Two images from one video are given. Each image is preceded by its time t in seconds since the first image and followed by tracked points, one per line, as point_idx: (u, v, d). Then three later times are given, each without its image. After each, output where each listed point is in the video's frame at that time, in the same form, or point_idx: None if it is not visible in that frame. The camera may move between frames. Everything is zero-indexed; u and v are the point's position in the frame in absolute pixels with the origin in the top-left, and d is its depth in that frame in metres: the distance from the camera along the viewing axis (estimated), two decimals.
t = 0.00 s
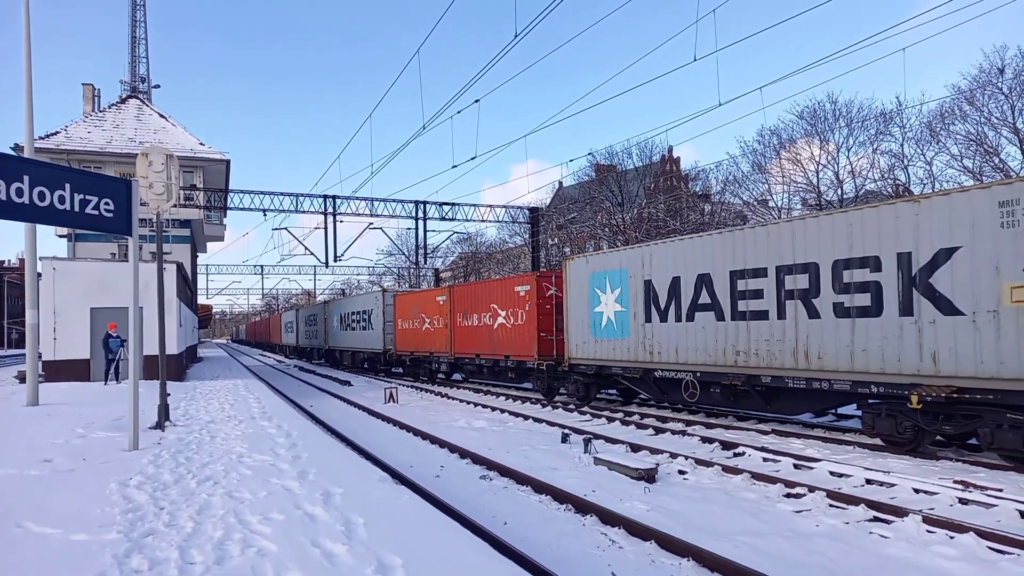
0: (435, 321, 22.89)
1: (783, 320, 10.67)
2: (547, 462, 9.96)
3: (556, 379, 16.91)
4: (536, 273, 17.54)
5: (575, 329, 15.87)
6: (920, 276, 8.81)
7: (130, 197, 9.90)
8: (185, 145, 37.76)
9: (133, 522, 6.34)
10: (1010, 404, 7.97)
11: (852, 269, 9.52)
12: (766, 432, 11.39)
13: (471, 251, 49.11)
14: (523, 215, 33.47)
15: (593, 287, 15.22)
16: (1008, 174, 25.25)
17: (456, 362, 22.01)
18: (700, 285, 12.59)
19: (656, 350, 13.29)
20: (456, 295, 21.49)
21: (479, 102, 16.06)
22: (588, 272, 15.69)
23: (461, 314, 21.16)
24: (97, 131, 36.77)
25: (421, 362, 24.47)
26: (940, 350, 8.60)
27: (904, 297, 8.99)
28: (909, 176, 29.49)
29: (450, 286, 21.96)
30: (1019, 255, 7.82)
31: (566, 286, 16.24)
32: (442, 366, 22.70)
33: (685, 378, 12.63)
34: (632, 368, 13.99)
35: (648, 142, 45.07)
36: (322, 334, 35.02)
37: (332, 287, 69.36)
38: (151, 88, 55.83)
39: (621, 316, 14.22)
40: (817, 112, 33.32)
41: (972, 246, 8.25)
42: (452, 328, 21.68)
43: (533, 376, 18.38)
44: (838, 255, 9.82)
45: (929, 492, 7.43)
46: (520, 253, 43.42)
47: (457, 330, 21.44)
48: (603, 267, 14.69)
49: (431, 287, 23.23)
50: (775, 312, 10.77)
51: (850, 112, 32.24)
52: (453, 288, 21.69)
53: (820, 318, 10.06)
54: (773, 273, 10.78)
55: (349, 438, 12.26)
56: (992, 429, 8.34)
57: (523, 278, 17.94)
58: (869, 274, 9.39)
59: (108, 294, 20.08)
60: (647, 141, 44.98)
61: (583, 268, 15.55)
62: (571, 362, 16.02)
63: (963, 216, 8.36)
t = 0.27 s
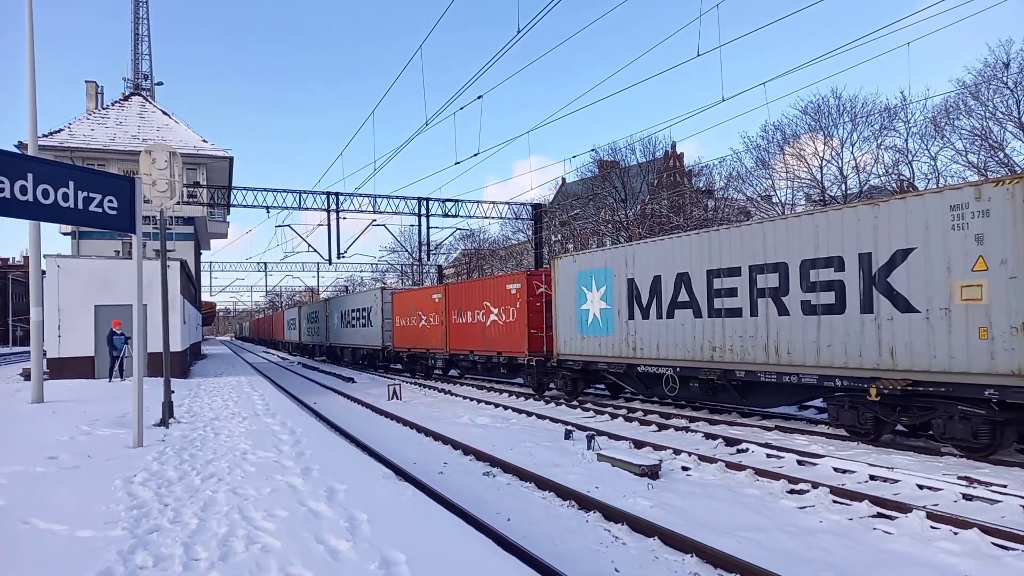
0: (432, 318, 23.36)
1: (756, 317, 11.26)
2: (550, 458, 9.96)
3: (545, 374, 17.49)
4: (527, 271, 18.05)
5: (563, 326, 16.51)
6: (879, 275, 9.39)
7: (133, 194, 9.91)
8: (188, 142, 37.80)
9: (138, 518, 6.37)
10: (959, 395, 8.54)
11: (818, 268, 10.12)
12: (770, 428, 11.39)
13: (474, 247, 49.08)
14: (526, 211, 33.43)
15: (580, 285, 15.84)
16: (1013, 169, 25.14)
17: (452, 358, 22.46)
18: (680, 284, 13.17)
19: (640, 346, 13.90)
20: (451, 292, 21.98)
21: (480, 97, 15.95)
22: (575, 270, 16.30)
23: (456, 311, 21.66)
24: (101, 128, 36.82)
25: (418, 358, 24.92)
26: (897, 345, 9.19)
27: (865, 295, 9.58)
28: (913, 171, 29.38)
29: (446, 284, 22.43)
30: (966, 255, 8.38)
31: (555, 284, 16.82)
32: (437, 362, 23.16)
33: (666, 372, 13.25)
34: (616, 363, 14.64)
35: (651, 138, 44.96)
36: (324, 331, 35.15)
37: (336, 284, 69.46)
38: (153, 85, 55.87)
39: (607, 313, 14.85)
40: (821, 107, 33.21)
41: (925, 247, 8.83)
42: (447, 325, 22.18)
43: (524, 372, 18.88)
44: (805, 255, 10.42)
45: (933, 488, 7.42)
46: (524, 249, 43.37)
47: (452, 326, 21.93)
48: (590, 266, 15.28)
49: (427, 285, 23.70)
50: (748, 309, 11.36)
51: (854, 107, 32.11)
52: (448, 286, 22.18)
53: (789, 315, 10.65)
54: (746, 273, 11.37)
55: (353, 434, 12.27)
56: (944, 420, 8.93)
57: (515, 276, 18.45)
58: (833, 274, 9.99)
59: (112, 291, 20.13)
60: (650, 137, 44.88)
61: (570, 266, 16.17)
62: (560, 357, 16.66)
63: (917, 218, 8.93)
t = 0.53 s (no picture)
0: (424, 321, 23.72)
1: (728, 320, 11.90)
2: (551, 460, 9.95)
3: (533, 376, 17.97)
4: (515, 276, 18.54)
5: (550, 329, 17.11)
6: (839, 281, 10.05)
7: (133, 197, 9.93)
8: (188, 145, 37.83)
9: (138, 521, 6.37)
10: (912, 392, 9.20)
11: (784, 274, 10.76)
12: (771, 430, 11.40)
13: (474, 250, 49.07)
14: (526, 214, 33.41)
15: (565, 290, 16.43)
16: (1012, 172, 25.16)
17: (444, 361, 22.82)
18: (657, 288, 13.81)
19: (621, 347, 14.54)
20: (443, 297, 22.37)
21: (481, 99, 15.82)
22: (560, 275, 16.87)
23: (448, 314, 22.06)
24: (101, 132, 36.86)
25: (411, 361, 25.22)
26: (856, 346, 9.84)
27: (827, 299, 10.23)
28: (913, 173, 29.38)
29: (437, 289, 22.80)
30: (917, 262, 9.05)
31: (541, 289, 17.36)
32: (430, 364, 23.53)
33: (646, 373, 13.89)
34: (599, 364, 15.29)
35: (651, 141, 44.98)
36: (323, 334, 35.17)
37: (336, 287, 69.44)
38: (154, 88, 55.96)
39: (591, 317, 15.47)
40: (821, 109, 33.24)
41: (880, 255, 9.49)
42: (439, 328, 22.56)
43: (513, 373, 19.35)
44: (772, 261, 11.08)
45: (933, 490, 7.41)
46: (524, 252, 43.35)
47: (444, 329, 22.33)
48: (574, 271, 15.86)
49: (419, 289, 24.03)
50: (721, 312, 12.00)
51: (853, 110, 32.14)
52: (440, 289, 22.55)
53: (758, 318, 11.31)
54: (718, 278, 12.01)
55: (354, 437, 12.27)
56: (899, 417, 9.58)
57: (503, 280, 18.94)
58: (798, 279, 10.63)
59: (113, 294, 20.14)
60: (650, 140, 44.90)
61: (555, 272, 16.75)
62: (547, 359, 17.23)
63: (873, 227, 9.60)
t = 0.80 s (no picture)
0: (415, 318, 23.87)
1: (703, 317, 12.27)
2: (549, 457, 9.95)
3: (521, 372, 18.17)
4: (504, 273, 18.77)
5: (535, 326, 17.41)
6: (805, 279, 10.43)
7: (130, 194, 9.90)
8: (185, 142, 37.73)
9: (135, 518, 6.36)
10: (873, 385, 9.58)
11: (755, 273, 11.14)
12: (769, 426, 11.40)
13: (472, 247, 49.03)
14: (525, 211, 33.38)
15: (549, 287, 16.72)
16: (1010, 168, 25.17)
17: (435, 357, 22.96)
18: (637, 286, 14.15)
19: (603, 344, 14.89)
20: (434, 294, 22.51)
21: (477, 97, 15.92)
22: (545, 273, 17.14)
23: (439, 311, 22.22)
24: (98, 129, 36.77)
25: (404, 357, 25.36)
26: (821, 342, 10.22)
27: (794, 297, 10.61)
28: (910, 170, 29.38)
29: (428, 286, 22.91)
30: (877, 262, 9.42)
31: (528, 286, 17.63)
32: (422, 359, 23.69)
33: (626, 368, 14.24)
34: (582, 360, 15.64)
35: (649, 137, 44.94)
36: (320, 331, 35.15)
37: (334, 284, 69.36)
38: (151, 85, 55.83)
39: (574, 314, 15.77)
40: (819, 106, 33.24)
41: (842, 255, 9.88)
42: (430, 325, 22.73)
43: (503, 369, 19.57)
44: (744, 260, 11.46)
45: (930, 485, 7.43)
46: (522, 248, 43.33)
47: (435, 326, 22.50)
48: (558, 269, 16.13)
49: (410, 286, 24.13)
50: (697, 309, 12.37)
51: (851, 106, 32.13)
52: (430, 287, 22.69)
53: (731, 315, 11.68)
54: (694, 276, 12.37)
55: (352, 434, 12.26)
56: (861, 409, 10.00)
57: (492, 278, 19.16)
58: (767, 278, 11.01)
59: (110, 292, 20.10)
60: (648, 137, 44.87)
61: (540, 270, 17.03)
62: (533, 355, 17.52)
63: (837, 227, 9.96)
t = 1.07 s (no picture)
0: (407, 318, 23.97)
1: (677, 317, 12.67)
2: (548, 457, 9.94)
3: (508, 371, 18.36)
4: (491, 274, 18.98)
5: (521, 325, 17.72)
6: (771, 280, 10.86)
7: (128, 194, 9.89)
8: (183, 142, 37.68)
9: (134, 519, 6.36)
10: (833, 382, 10.04)
11: (725, 275, 11.53)
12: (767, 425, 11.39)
13: (470, 247, 49.03)
14: (523, 210, 33.37)
15: (535, 288, 17.02)
16: (1008, 167, 25.22)
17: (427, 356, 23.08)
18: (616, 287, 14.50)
19: (584, 343, 15.24)
20: (425, 294, 22.64)
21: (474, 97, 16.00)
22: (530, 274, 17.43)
23: (429, 311, 22.35)
24: (95, 129, 36.71)
25: (397, 356, 25.48)
26: (785, 341, 10.67)
27: (760, 298, 11.04)
28: (909, 169, 29.40)
29: (420, 287, 23.01)
30: (836, 264, 9.87)
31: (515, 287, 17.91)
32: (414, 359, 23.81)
33: (606, 366, 14.61)
34: (565, 359, 16.03)
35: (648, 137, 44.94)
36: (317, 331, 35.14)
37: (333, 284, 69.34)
38: (149, 85, 55.76)
39: (557, 315, 16.08)
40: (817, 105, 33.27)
41: (805, 258, 10.32)
42: (421, 325, 22.86)
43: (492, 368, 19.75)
44: (714, 262, 11.87)
45: (929, 484, 7.43)
46: (520, 248, 43.31)
47: (426, 327, 22.64)
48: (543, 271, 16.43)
49: (402, 287, 24.20)
50: (671, 310, 12.75)
51: (849, 105, 32.15)
52: (422, 287, 22.79)
53: (702, 316, 12.08)
54: (669, 277, 12.76)
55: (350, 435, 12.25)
56: (822, 404, 10.49)
57: (481, 279, 19.38)
58: (737, 279, 11.42)
59: (108, 292, 20.07)
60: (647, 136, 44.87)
61: (525, 271, 17.33)
62: (519, 355, 17.82)
63: (799, 231, 10.41)
